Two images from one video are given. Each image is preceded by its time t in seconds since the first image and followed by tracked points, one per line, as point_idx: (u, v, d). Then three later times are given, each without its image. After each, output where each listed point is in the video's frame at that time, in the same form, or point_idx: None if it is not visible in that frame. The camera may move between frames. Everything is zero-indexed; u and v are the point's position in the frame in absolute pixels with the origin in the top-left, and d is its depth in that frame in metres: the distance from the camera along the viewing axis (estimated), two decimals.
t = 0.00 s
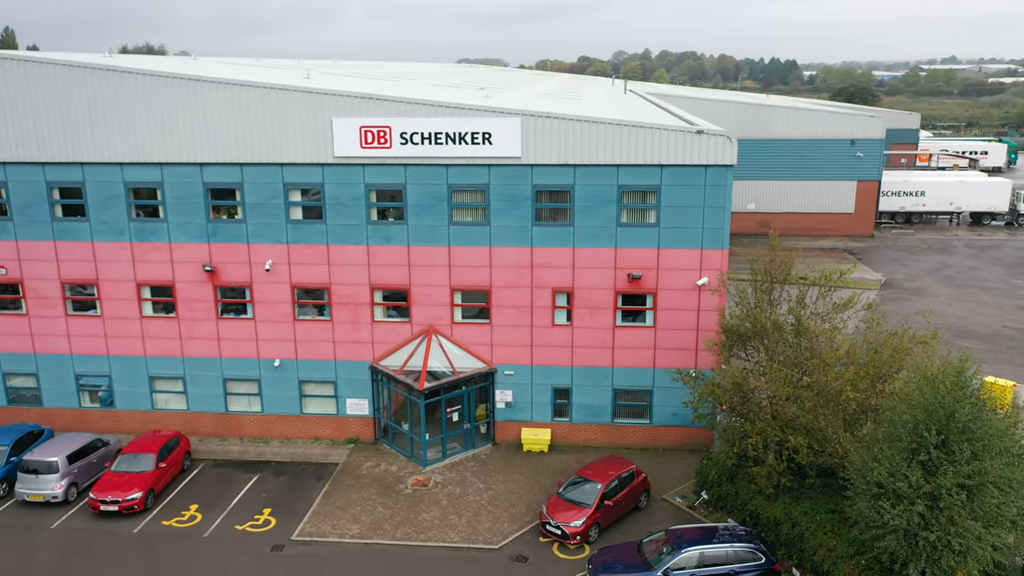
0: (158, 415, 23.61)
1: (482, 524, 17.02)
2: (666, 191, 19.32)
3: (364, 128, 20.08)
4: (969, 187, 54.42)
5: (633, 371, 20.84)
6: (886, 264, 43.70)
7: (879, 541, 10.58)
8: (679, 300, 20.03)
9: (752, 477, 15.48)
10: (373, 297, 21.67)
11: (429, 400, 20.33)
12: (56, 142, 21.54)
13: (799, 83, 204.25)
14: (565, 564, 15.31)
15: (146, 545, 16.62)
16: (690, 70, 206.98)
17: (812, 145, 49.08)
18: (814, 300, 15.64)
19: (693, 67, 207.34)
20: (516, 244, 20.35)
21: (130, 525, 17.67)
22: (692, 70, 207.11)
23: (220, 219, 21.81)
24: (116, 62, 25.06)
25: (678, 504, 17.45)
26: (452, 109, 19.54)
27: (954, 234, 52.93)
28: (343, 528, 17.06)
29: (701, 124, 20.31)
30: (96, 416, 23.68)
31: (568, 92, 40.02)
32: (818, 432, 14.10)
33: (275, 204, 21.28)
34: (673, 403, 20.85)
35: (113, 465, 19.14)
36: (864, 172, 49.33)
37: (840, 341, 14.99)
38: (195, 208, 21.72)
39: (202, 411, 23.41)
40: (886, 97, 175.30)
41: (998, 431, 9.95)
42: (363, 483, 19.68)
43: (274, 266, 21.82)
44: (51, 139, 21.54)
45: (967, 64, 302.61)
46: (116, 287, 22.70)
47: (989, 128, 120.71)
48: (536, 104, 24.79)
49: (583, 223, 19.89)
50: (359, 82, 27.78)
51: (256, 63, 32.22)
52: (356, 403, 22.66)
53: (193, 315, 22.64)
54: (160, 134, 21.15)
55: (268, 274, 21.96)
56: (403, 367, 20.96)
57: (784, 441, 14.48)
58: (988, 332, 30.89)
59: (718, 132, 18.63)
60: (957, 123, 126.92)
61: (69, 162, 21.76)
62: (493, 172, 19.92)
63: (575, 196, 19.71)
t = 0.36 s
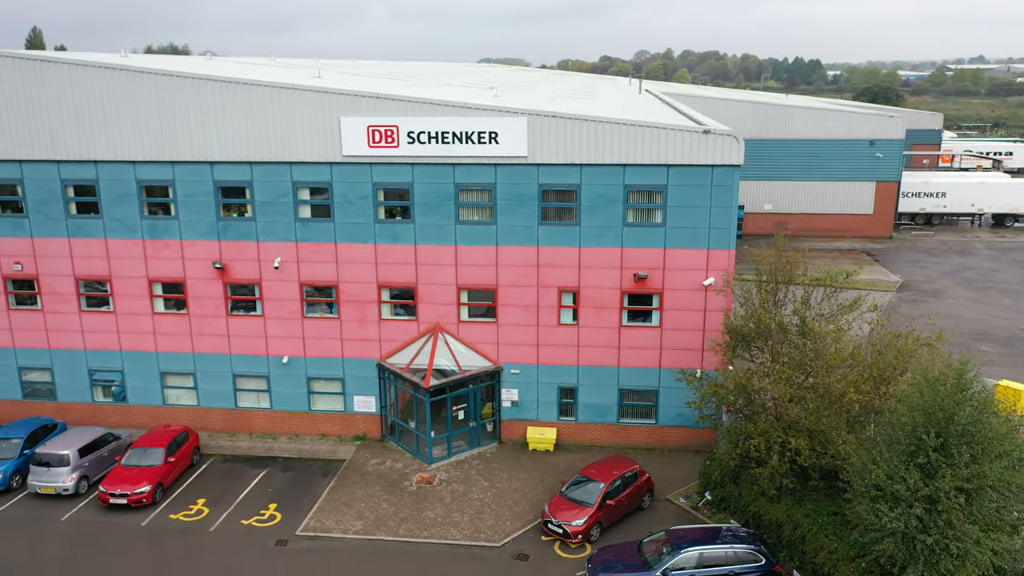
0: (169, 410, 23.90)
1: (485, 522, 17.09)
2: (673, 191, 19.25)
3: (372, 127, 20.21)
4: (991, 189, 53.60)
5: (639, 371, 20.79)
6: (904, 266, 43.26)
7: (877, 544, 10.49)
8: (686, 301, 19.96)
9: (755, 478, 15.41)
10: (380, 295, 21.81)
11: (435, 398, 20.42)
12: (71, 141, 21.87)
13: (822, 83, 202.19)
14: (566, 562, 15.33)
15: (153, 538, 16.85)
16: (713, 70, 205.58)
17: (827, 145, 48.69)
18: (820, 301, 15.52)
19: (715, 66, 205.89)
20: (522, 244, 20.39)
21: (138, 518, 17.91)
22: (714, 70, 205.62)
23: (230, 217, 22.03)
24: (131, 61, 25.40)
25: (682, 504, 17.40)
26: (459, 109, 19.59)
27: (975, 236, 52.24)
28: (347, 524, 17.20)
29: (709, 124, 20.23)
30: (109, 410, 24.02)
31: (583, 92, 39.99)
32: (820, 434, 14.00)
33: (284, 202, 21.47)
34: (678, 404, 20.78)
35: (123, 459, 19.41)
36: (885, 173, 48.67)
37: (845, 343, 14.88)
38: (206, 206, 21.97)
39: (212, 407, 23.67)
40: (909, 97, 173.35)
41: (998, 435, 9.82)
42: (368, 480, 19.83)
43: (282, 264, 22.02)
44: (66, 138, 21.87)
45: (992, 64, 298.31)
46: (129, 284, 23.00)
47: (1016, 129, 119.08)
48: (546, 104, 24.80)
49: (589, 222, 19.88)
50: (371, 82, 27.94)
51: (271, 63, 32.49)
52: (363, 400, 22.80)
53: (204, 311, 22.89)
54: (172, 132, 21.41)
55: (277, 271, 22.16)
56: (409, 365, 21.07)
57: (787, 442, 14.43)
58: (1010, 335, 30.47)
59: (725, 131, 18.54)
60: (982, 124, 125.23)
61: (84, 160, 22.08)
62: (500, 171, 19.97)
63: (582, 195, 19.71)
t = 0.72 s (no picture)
0: (181, 405, 24.20)
1: (488, 520, 17.15)
2: (680, 191, 19.20)
3: (380, 126, 20.34)
4: (1016, 190, 53.23)
5: (646, 372, 20.75)
6: (923, 268, 42.80)
7: (876, 545, 10.43)
8: (693, 301, 19.88)
9: (758, 480, 15.33)
10: (388, 293, 21.94)
11: (441, 395, 20.52)
12: (86, 139, 22.22)
13: (845, 83, 199.88)
14: (567, 561, 15.36)
15: (161, 531, 17.09)
16: (737, 70, 203.71)
17: (842, 145, 48.27)
18: (826, 301, 15.40)
19: (739, 66, 204.33)
20: (529, 243, 20.42)
21: (147, 511, 18.16)
22: (737, 69, 203.90)
23: (241, 215, 22.26)
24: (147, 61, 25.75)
25: (685, 505, 17.36)
26: (466, 108, 19.65)
27: (997, 238, 51.54)
28: (351, 520, 17.34)
29: (718, 124, 20.13)
30: (122, 405, 24.36)
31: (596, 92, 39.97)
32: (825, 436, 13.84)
33: (294, 201, 21.67)
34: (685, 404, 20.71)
35: (134, 453, 19.69)
36: (907, 173, 48.13)
37: (850, 343, 14.77)
38: (217, 204, 22.22)
39: (223, 403, 23.94)
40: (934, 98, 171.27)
41: (999, 438, 9.73)
42: (375, 477, 19.97)
43: (292, 261, 22.22)
44: (81, 136, 22.21)
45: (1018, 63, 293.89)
46: (142, 281, 23.31)
47: None
48: (556, 104, 24.80)
49: (596, 222, 19.87)
50: (382, 82, 28.09)
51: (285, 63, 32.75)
52: (371, 397, 22.95)
53: (214, 308, 23.15)
54: (184, 131, 21.68)
55: (286, 269, 22.36)
56: (416, 363, 21.19)
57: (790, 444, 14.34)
58: None
59: (732, 131, 18.44)
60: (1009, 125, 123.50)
61: (98, 158, 22.42)
62: (507, 170, 20.03)
63: (589, 195, 19.71)
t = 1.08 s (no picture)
0: (192, 401, 24.46)
1: (491, 518, 17.21)
2: (686, 191, 19.14)
3: (387, 126, 20.45)
4: None
5: (652, 372, 20.70)
6: (941, 270, 42.34)
7: (875, 548, 10.38)
8: (699, 301, 19.81)
9: (761, 481, 15.24)
10: (395, 292, 22.05)
11: (447, 394, 20.60)
12: (100, 138, 22.52)
13: (867, 83, 197.67)
14: (569, 560, 15.39)
15: (168, 525, 17.30)
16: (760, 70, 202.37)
17: (857, 145, 47.85)
18: (832, 302, 15.30)
19: (760, 66, 202.81)
20: (536, 242, 20.45)
21: (156, 505, 18.39)
22: (759, 70, 202.27)
23: (251, 214, 22.45)
24: (161, 61, 26.07)
25: (689, 506, 17.33)
26: (473, 108, 19.70)
27: (1018, 240, 50.84)
28: (356, 516, 17.47)
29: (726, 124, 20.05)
30: (134, 400, 24.65)
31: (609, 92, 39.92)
32: (828, 438, 13.76)
33: (303, 199, 21.83)
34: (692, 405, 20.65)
35: (144, 448, 19.94)
36: (927, 176, 47.69)
37: (855, 345, 14.67)
38: (227, 202, 22.43)
39: (233, 399, 24.17)
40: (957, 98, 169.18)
41: (999, 441, 9.63)
42: (380, 474, 20.09)
43: (301, 259, 22.39)
44: (95, 135, 22.52)
45: None
46: (154, 278, 23.59)
47: None
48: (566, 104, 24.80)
49: (602, 221, 19.85)
50: (393, 82, 28.24)
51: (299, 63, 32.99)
52: (378, 395, 23.08)
53: (225, 305, 23.37)
54: (195, 131, 21.92)
55: (295, 267, 22.54)
56: (422, 361, 21.29)
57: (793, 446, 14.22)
58: None
59: (739, 131, 18.35)
60: None
61: (112, 157, 22.71)
62: (513, 170, 20.07)
63: (595, 195, 19.70)
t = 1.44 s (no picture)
0: (203, 397, 24.75)
1: (495, 516, 17.28)
2: (693, 191, 19.06)
3: (396, 125, 20.58)
4: None
5: (659, 372, 20.64)
6: (961, 272, 41.77)
7: (873, 551, 10.32)
8: (706, 302, 19.73)
9: (765, 483, 15.15)
10: (403, 290, 22.17)
11: (454, 392, 20.71)
12: (114, 137, 22.85)
13: (891, 83, 195.11)
14: (571, 559, 15.41)
15: (176, 519, 17.54)
16: (784, 70, 200.83)
17: (873, 146, 47.38)
18: (838, 303, 15.17)
19: (785, 66, 201.04)
20: (542, 242, 20.48)
21: (165, 499, 18.65)
22: (785, 70, 200.73)
23: (262, 212, 22.66)
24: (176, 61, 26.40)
25: (694, 506, 17.29)
26: (481, 107, 19.77)
27: None
28: (361, 513, 17.61)
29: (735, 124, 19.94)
30: (147, 395, 24.99)
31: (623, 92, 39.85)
32: (831, 441, 13.65)
33: (312, 197, 22.01)
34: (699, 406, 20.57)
35: (155, 443, 20.22)
36: (947, 177, 47.16)
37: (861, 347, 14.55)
38: (239, 201, 22.66)
39: (244, 395, 24.42)
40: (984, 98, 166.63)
41: (1001, 446, 9.52)
42: (386, 471, 20.24)
43: (310, 257, 22.58)
44: (110, 134, 22.86)
45: None
46: (166, 275, 23.88)
47: None
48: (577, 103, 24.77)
49: (609, 221, 19.84)
50: (405, 81, 28.38)
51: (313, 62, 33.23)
52: (386, 393, 23.22)
53: (236, 302, 23.62)
54: (207, 130, 22.18)
55: (305, 265, 22.73)
56: (430, 360, 21.40)
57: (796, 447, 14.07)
58: None
59: (747, 131, 18.26)
60: None
61: (126, 155, 23.03)
62: (521, 169, 20.10)
63: (602, 195, 19.70)
